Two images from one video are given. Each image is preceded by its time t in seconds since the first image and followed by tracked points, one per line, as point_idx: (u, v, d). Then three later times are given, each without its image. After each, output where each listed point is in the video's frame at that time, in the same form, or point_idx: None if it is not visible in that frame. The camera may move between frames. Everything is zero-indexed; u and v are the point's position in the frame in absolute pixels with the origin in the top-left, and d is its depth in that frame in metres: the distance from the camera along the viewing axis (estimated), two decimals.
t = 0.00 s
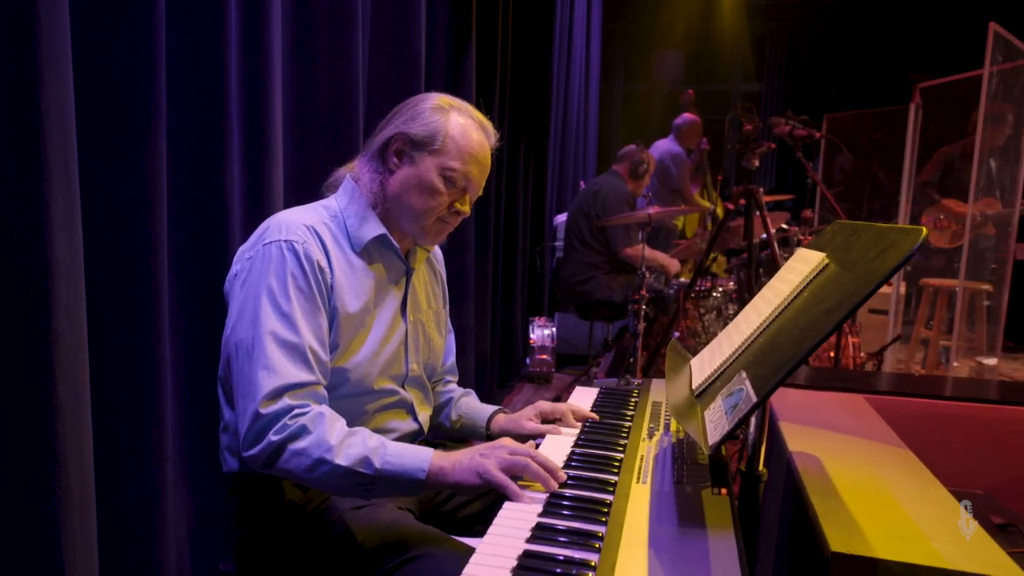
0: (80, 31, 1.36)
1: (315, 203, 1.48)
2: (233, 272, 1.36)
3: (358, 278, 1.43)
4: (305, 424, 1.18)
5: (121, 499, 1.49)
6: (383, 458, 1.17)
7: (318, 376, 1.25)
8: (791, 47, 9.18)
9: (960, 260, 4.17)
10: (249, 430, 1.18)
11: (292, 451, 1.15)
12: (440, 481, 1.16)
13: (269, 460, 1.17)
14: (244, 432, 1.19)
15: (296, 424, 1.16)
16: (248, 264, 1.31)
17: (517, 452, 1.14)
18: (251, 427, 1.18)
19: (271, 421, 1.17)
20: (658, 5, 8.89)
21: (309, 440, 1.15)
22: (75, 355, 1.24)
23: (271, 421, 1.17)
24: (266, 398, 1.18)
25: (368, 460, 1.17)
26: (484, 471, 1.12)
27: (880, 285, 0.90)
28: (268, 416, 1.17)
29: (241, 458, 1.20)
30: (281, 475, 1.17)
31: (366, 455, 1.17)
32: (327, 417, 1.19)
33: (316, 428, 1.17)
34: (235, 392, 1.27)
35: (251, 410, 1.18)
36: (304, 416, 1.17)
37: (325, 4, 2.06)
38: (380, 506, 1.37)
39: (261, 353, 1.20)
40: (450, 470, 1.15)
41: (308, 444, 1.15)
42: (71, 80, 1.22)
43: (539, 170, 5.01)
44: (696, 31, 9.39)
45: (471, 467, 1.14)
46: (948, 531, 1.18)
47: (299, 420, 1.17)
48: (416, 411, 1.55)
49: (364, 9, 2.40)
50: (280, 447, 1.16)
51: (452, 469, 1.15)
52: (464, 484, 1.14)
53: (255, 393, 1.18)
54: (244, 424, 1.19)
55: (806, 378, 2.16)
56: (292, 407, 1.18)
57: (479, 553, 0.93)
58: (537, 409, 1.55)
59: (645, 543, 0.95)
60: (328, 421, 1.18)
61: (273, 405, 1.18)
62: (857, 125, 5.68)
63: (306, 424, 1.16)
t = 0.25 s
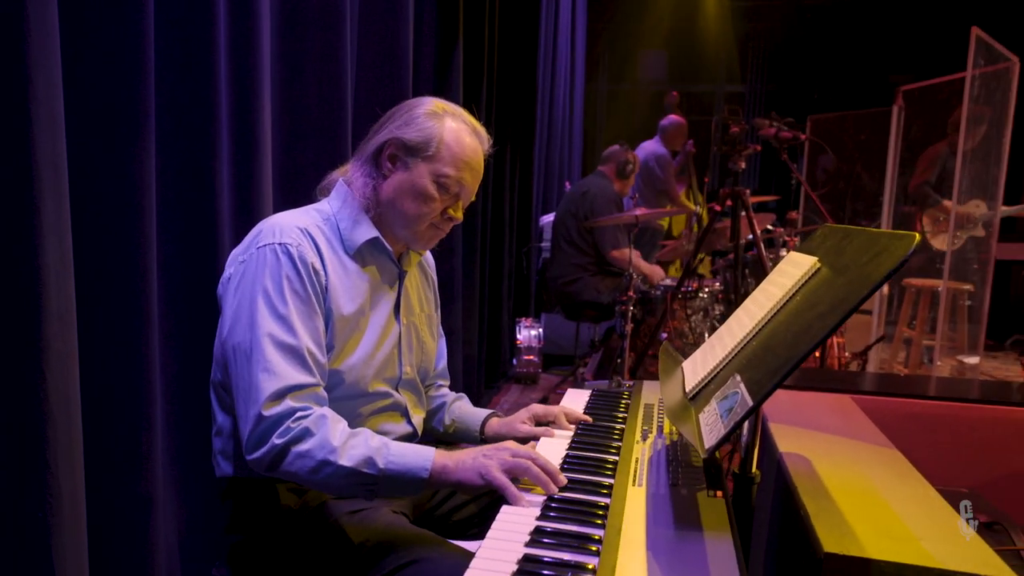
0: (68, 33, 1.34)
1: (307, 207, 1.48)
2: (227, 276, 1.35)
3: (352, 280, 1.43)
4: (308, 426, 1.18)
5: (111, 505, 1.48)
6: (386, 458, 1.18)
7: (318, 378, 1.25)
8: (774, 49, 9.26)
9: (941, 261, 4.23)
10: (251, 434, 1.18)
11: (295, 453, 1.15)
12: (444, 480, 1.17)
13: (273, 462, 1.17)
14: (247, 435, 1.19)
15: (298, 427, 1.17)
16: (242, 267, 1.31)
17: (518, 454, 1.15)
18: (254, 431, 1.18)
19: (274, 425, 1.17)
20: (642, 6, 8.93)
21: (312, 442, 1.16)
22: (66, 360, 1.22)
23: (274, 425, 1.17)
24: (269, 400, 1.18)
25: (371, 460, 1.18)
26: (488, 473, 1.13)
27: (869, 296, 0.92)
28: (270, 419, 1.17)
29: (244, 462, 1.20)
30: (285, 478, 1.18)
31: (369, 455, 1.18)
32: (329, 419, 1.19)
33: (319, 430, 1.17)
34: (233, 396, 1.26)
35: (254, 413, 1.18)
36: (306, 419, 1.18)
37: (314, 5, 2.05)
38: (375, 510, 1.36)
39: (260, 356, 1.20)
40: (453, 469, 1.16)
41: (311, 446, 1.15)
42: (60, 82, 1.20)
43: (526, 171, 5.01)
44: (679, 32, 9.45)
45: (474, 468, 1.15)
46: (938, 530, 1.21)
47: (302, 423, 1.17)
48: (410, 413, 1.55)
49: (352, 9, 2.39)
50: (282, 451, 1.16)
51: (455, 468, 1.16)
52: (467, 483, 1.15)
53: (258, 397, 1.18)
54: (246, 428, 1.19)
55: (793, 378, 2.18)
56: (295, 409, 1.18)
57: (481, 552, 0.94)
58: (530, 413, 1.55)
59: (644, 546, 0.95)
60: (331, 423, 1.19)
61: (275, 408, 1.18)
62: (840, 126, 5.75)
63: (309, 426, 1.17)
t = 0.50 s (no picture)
0: (65, 35, 1.34)
1: (307, 209, 1.49)
2: (228, 277, 1.37)
3: (353, 281, 1.44)
4: (314, 423, 1.19)
5: (111, 508, 1.48)
6: (393, 451, 1.19)
7: (322, 377, 1.26)
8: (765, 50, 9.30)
9: (932, 261, 4.27)
10: (258, 433, 1.19)
11: (303, 450, 1.16)
12: (451, 472, 1.18)
13: (280, 460, 1.18)
14: (253, 434, 1.20)
15: (305, 424, 1.17)
16: (244, 268, 1.32)
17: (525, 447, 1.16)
18: (261, 430, 1.18)
19: (281, 423, 1.18)
20: (633, 8, 8.96)
21: (319, 439, 1.17)
22: (66, 362, 1.22)
23: (281, 423, 1.18)
24: (275, 400, 1.19)
25: (379, 454, 1.18)
26: (493, 466, 1.15)
27: (864, 301, 0.94)
28: (277, 418, 1.18)
29: (252, 461, 1.20)
30: (293, 475, 1.18)
31: (377, 449, 1.18)
32: (335, 415, 1.20)
33: (325, 426, 1.18)
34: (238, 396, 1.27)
35: (261, 413, 1.18)
36: (312, 416, 1.18)
37: (309, 6, 2.04)
38: (378, 511, 1.36)
39: (266, 355, 1.21)
40: (459, 460, 1.17)
41: (319, 442, 1.16)
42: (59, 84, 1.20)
43: (519, 171, 5.02)
44: (670, 32, 9.49)
45: (481, 459, 1.16)
46: (933, 527, 1.23)
47: (309, 420, 1.18)
48: (409, 414, 1.55)
49: (348, 10, 2.39)
50: (291, 448, 1.17)
51: (461, 459, 1.17)
52: (473, 474, 1.16)
53: (264, 396, 1.19)
54: (253, 427, 1.20)
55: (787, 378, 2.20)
56: (301, 408, 1.19)
57: (490, 545, 0.97)
58: (526, 415, 1.53)
59: (648, 545, 0.96)
60: (337, 419, 1.19)
61: (282, 407, 1.19)
62: (831, 127, 5.79)
63: (315, 423, 1.17)
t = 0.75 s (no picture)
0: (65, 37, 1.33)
1: (310, 211, 1.49)
2: (234, 282, 1.36)
3: (358, 284, 1.44)
4: (332, 429, 1.21)
5: (111, 511, 1.48)
6: (409, 455, 1.22)
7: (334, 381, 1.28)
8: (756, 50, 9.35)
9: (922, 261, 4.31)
10: (274, 439, 1.20)
11: (321, 456, 1.19)
12: (464, 474, 1.22)
13: (299, 465, 1.20)
14: (269, 440, 1.21)
15: (323, 430, 1.20)
16: (251, 273, 1.32)
17: (532, 444, 1.24)
18: (278, 435, 1.20)
19: (300, 429, 1.20)
20: (624, 8, 8.98)
21: (337, 444, 1.19)
22: (68, 365, 1.22)
23: (299, 429, 1.20)
24: (293, 403, 1.20)
25: (396, 458, 1.22)
26: (506, 462, 1.20)
27: (865, 303, 0.95)
28: (296, 423, 1.20)
29: (268, 467, 1.22)
30: (312, 480, 1.21)
31: (394, 453, 1.22)
32: (351, 421, 1.23)
33: (343, 432, 1.21)
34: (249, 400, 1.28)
35: (278, 418, 1.20)
36: (330, 421, 1.21)
37: (306, 8, 2.04)
38: (383, 512, 1.38)
39: (280, 361, 1.22)
40: (473, 461, 1.22)
41: (338, 448, 1.19)
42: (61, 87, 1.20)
43: (513, 172, 5.03)
44: (661, 33, 9.52)
45: (493, 458, 1.21)
46: (928, 524, 1.25)
47: (327, 425, 1.20)
48: (412, 414, 1.56)
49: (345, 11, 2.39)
50: (309, 453, 1.19)
51: (474, 460, 1.22)
52: (486, 474, 1.21)
53: (280, 402, 1.21)
54: (268, 433, 1.21)
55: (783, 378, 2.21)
56: (318, 413, 1.21)
57: (499, 541, 0.99)
58: (527, 414, 1.53)
59: (652, 544, 0.97)
60: (353, 425, 1.22)
61: (300, 410, 1.20)
62: (822, 127, 5.83)
63: (333, 429, 1.20)
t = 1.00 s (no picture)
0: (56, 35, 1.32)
1: (309, 213, 1.48)
2: (230, 283, 1.35)
3: (355, 289, 1.44)
4: (319, 430, 1.20)
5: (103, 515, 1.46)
6: (397, 454, 1.22)
7: (326, 385, 1.28)
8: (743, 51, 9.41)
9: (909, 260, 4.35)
10: (262, 442, 1.19)
11: (309, 457, 1.18)
12: (453, 470, 1.23)
13: (286, 468, 1.19)
14: (257, 442, 1.20)
15: (311, 431, 1.19)
16: (248, 274, 1.31)
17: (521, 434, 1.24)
18: (266, 438, 1.19)
19: (288, 431, 1.19)
20: (613, 8, 9.00)
21: (325, 445, 1.18)
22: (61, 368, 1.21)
23: (287, 431, 1.19)
24: (283, 407, 1.19)
25: (384, 457, 1.21)
26: (494, 458, 1.21)
27: (865, 300, 0.96)
28: (285, 425, 1.19)
29: (254, 469, 1.21)
30: (299, 482, 1.20)
31: (382, 452, 1.21)
32: (340, 422, 1.22)
33: (331, 433, 1.20)
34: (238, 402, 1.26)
35: (267, 421, 1.19)
36: (318, 423, 1.20)
37: (299, 8, 2.03)
38: (379, 513, 1.39)
39: (272, 364, 1.21)
40: (460, 458, 1.23)
41: (325, 449, 1.18)
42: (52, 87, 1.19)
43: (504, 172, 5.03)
44: (649, 33, 9.55)
45: (481, 452, 1.22)
46: (921, 520, 1.26)
47: (315, 427, 1.19)
48: (407, 416, 1.55)
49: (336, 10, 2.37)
50: (297, 455, 1.18)
51: (462, 457, 1.23)
52: (474, 470, 1.22)
53: (270, 404, 1.19)
54: (256, 435, 1.19)
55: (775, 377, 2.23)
56: (306, 416, 1.20)
57: (498, 541, 0.99)
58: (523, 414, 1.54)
59: (653, 543, 0.97)
60: (342, 426, 1.22)
61: (289, 415, 1.19)
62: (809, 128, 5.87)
63: (321, 430, 1.19)
